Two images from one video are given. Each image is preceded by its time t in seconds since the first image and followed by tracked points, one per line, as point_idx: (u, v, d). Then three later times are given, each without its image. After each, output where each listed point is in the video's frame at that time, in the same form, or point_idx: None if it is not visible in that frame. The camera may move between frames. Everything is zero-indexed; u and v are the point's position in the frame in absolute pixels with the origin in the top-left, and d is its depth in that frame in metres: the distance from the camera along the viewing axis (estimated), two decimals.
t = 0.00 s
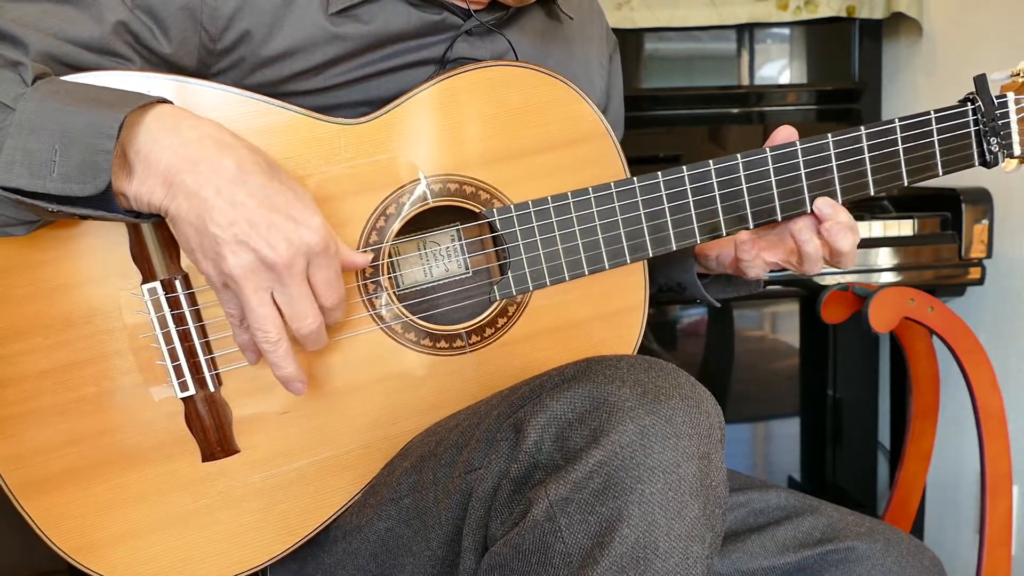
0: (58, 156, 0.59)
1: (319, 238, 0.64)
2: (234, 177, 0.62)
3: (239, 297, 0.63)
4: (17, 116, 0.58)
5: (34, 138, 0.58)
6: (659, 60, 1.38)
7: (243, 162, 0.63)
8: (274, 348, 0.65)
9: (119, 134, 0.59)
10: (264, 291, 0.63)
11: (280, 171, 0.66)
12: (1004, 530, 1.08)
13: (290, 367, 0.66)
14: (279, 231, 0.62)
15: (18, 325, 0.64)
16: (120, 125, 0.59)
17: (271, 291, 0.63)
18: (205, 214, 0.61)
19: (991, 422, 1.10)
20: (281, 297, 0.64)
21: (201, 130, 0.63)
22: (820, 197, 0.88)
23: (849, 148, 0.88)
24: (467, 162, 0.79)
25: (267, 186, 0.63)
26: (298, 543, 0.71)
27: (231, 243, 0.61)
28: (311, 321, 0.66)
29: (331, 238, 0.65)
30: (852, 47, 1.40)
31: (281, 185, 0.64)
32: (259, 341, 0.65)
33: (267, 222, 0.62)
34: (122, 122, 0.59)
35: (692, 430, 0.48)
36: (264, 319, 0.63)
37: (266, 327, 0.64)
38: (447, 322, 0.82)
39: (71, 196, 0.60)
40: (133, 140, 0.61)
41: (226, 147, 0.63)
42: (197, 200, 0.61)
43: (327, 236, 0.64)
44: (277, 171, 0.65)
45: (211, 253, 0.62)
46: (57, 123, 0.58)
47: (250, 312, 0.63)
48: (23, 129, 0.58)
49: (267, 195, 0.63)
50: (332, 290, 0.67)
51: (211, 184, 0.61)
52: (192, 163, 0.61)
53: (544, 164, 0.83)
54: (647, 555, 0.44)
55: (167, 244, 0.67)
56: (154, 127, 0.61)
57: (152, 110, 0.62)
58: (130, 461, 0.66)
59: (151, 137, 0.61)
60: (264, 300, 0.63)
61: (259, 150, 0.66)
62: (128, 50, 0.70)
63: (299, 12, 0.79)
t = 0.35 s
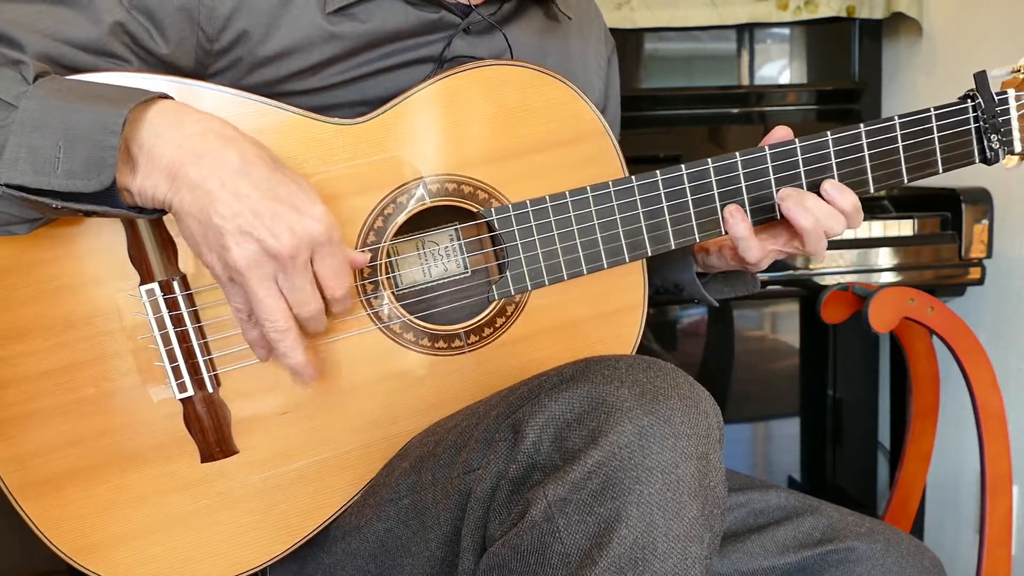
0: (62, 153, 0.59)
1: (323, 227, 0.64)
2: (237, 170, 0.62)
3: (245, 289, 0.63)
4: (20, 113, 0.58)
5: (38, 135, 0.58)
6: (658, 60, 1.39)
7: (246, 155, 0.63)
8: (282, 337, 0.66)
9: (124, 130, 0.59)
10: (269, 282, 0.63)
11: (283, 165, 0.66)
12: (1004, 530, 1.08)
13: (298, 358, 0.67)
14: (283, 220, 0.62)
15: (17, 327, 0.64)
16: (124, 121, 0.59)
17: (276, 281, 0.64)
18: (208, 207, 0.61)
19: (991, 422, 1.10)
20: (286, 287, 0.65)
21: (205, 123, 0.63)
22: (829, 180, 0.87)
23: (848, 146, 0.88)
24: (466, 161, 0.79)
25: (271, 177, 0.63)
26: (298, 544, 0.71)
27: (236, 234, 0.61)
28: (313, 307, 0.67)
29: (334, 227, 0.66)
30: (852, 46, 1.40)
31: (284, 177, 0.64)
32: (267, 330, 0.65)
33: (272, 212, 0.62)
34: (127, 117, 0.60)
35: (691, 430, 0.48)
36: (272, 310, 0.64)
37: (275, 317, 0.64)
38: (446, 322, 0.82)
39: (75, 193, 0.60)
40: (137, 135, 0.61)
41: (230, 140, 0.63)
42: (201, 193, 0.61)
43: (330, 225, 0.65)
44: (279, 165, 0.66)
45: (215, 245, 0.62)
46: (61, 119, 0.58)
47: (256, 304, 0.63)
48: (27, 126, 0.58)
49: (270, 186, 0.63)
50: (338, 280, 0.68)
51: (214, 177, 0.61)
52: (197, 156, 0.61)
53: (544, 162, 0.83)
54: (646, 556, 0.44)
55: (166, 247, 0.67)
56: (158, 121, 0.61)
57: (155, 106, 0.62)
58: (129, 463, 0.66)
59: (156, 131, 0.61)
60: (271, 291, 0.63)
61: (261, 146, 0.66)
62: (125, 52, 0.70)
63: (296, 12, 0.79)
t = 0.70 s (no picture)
0: (45, 206, 0.58)
1: (315, 278, 0.62)
2: (222, 225, 0.60)
3: (244, 340, 0.63)
4: (6, 158, 0.57)
5: (24, 185, 0.57)
6: (659, 60, 1.39)
7: (232, 207, 0.61)
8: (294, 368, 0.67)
9: (108, 183, 0.59)
10: (268, 331, 0.63)
11: (272, 209, 0.64)
12: (1005, 530, 1.08)
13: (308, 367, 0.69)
14: (273, 277, 0.61)
15: (16, 332, 0.63)
16: (108, 174, 0.58)
17: (275, 330, 0.64)
18: (199, 265, 0.60)
19: (991, 422, 1.10)
20: (289, 335, 0.64)
21: (186, 176, 0.61)
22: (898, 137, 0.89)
23: (845, 143, 0.88)
24: (465, 161, 0.80)
25: (259, 231, 0.61)
26: (300, 545, 0.72)
27: (229, 294, 0.61)
28: (321, 348, 0.66)
29: (328, 272, 0.64)
30: (852, 46, 1.40)
31: (273, 226, 0.62)
32: (272, 365, 0.66)
33: (261, 269, 0.60)
34: (110, 171, 0.58)
35: (691, 431, 0.48)
36: (277, 354, 0.65)
37: (283, 358, 0.65)
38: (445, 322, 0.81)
39: (61, 246, 0.60)
40: (122, 189, 0.60)
41: (214, 192, 0.61)
42: (189, 252, 0.60)
43: (323, 273, 0.63)
44: (268, 211, 0.63)
45: (209, 305, 0.62)
46: (45, 169, 0.57)
47: (260, 351, 0.64)
48: (12, 175, 0.57)
49: (258, 240, 0.61)
50: (340, 317, 0.67)
51: (200, 236, 0.59)
52: (182, 213, 0.59)
53: (542, 161, 0.83)
54: (646, 556, 0.44)
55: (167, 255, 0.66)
56: (142, 175, 0.60)
57: (141, 158, 0.61)
58: (130, 466, 0.66)
59: (140, 188, 0.60)
60: (272, 339, 0.64)
61: (249, 187, 0.64)
62: (123, 54, 0.70)
63: (293, 11, 0.79)
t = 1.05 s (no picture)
0: (60, 198, 0.57)
1: (333, 267, 0.62)
2: (237, 218, 0.59)
3: (265, 331, 0.64)
4: (20, 151, 0.56)
5: (38, 177, 0.56)
6: (659, 60, 1.39)
7: (246, 199, 0.60)
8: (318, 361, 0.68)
9: (120, 177, 0.57)
10: (287, 322, 0.64)
11: (286, 196, 0.63)
12: (1004, 530, 1.08)
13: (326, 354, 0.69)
14: (290, 267, 0.60)
15: (22, 323, 0.63)
16: (121, 168, 0.57)
17: (294, 319, 0.64)
18: (217, 258, 0.60)
19: (991, 422, 1.10)
20: (308, 324, 0.64)
21: (201, 169, 0.60)
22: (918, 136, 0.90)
23: (849, 150, 0.89)
24: (473, 161, 0.80)
25: (275, 221, 0.60)
26: (303, 541, 0.71)
27: (248, 285, 0.61)
28: (343, 340, 0.66)
29: (345, 260, 0.63)
30: (852, 46, 1.40)
31: (288, 215, 0.62)
32: (290, 359, 0.66)
33: (277, 260, 0.60)
34: (123, 164, 0.57)
35: (695, 430, 0.48)
36: (298, 345, 0.65)
37: (304, 352, 0.65)
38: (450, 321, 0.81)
39: (76, 238, 0.59)
40: (136, 182, 0.59)
41: (228, 185, 0.60)
42: (206, 245, 0.60)
43: (340, 261, 0.62)
44: (283, 198, 0.63)
45: (228, 296, 0.62)
46: (59, 163, 0.56)
47: (279, 342, 0.64)
48: (27, 167, 0.56)
49: (274, 230, 0.60)
50: (361, 308, 0.66)
51: (216, 229, 0.59)
52: (198, 207, 0.59)
53: (552, 163, 0.83)
54: (649, 555, 0.44)
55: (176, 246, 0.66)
56: (156, 169, 0.59)
57: (153, 151, 0.60)
58: (135, 459, 0.66)
59: (154, 181, 0.59)
60: (292, 329, 0.64)
61: (262, 176, 0.63)
62: (138, 45, 0.70)
63: (307, 6, 0.79)
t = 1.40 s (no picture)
0: (88, 193, 0.56)
1: (357, 270, 0.61)
2: (264, 218, 0.59)
3: (286, 332, 0.63)
4: (48, 145, 0.55)
5: (66, 172, 0.56)
6: (659, 60, 1.39)
7: (273, 199, 0.59)
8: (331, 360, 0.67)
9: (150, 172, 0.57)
10: (309, 323, 0.63)
11: (312, 199, 0.62)
12: (1004, 529, 1.08)
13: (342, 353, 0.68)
14: (316, 269, 0.60)
15: (31, 314, 0.62)
16: (150, 164, 0.57)
17: (316, 321, 0.63)
18: (242, 257, 0.59)
19: (991, 422, 1.10)
20: (328, 326, 0.64)
21: (228, 167, 0.59)
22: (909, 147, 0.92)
23: (845, 159, 0.90)
24: (483, 161, 0.80)
25: (303, 222, 0.60)
26: (307, 539, 0.71)
27: (272, 286, 0.60)
28: (360, 343, 0.66)
29: (369, 264, 0.62)
30: (852, 46, 1.40)
31: (314, 217, 0.61)
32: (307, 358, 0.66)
33: (303, 262, 0.60)
34: (152, 160, 0.57)
35: (704, 430, 0.48)
36: (315, 347, 0.65)
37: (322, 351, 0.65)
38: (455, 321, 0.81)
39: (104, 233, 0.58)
40: (164, 179, 0.58)
41: (255, 185, 0.60)
42: (232, 244, 0.59)
43: (364, 266, 0.62)
44: (309, 200, 0.62)
45: (251, 296, 0.61)
46: (87, 158, 0.56)
47: (299, 343, 0.64)
48: (54, 161, 0.55)
49: (301, 231, 0.59)
50: (380, 310, 0.66)
51: (243, 229, 0.59)
52: (225, 206, 0.58)
53: (556, 166, 0.83)
54: (657, 552, 0.44)
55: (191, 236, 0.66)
56: (184, 167, 0.58)
57: (182, 148, 0.59)
58: (143, 454, 0.65)
59: (182, 178, 0.58)
60: (312, 331, 0.64)
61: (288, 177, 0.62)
62: (156, 36, 0.69)
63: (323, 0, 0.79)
